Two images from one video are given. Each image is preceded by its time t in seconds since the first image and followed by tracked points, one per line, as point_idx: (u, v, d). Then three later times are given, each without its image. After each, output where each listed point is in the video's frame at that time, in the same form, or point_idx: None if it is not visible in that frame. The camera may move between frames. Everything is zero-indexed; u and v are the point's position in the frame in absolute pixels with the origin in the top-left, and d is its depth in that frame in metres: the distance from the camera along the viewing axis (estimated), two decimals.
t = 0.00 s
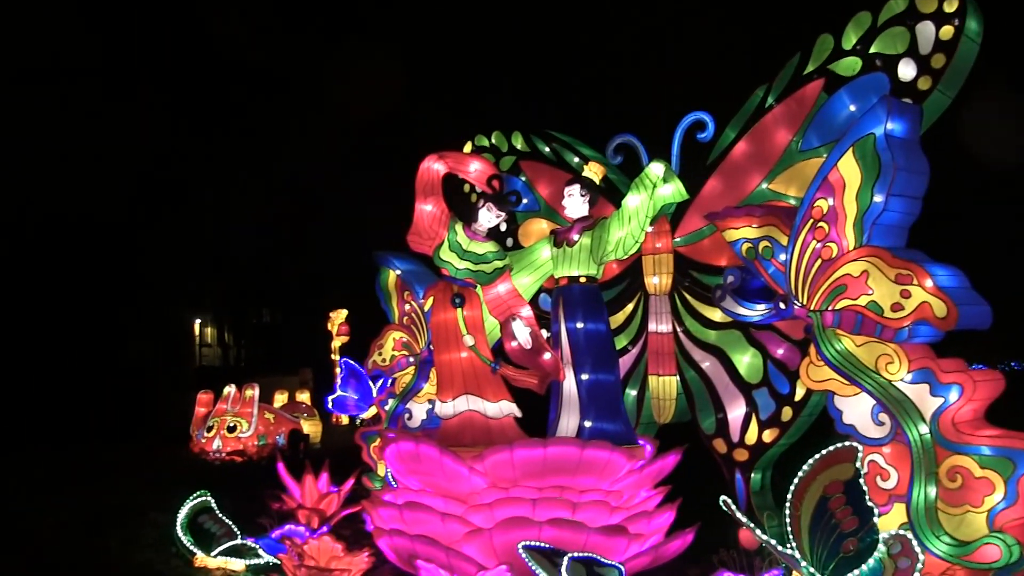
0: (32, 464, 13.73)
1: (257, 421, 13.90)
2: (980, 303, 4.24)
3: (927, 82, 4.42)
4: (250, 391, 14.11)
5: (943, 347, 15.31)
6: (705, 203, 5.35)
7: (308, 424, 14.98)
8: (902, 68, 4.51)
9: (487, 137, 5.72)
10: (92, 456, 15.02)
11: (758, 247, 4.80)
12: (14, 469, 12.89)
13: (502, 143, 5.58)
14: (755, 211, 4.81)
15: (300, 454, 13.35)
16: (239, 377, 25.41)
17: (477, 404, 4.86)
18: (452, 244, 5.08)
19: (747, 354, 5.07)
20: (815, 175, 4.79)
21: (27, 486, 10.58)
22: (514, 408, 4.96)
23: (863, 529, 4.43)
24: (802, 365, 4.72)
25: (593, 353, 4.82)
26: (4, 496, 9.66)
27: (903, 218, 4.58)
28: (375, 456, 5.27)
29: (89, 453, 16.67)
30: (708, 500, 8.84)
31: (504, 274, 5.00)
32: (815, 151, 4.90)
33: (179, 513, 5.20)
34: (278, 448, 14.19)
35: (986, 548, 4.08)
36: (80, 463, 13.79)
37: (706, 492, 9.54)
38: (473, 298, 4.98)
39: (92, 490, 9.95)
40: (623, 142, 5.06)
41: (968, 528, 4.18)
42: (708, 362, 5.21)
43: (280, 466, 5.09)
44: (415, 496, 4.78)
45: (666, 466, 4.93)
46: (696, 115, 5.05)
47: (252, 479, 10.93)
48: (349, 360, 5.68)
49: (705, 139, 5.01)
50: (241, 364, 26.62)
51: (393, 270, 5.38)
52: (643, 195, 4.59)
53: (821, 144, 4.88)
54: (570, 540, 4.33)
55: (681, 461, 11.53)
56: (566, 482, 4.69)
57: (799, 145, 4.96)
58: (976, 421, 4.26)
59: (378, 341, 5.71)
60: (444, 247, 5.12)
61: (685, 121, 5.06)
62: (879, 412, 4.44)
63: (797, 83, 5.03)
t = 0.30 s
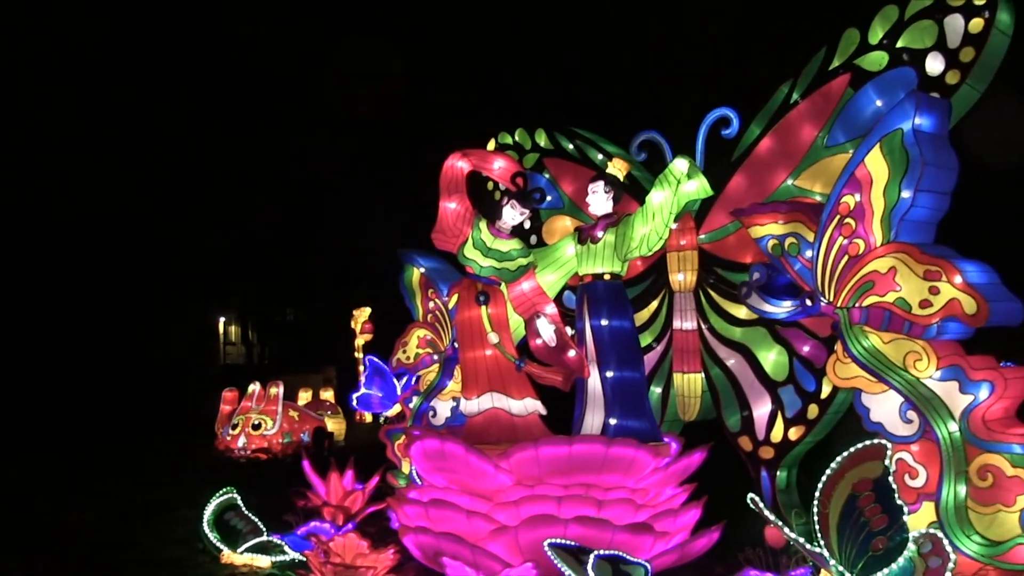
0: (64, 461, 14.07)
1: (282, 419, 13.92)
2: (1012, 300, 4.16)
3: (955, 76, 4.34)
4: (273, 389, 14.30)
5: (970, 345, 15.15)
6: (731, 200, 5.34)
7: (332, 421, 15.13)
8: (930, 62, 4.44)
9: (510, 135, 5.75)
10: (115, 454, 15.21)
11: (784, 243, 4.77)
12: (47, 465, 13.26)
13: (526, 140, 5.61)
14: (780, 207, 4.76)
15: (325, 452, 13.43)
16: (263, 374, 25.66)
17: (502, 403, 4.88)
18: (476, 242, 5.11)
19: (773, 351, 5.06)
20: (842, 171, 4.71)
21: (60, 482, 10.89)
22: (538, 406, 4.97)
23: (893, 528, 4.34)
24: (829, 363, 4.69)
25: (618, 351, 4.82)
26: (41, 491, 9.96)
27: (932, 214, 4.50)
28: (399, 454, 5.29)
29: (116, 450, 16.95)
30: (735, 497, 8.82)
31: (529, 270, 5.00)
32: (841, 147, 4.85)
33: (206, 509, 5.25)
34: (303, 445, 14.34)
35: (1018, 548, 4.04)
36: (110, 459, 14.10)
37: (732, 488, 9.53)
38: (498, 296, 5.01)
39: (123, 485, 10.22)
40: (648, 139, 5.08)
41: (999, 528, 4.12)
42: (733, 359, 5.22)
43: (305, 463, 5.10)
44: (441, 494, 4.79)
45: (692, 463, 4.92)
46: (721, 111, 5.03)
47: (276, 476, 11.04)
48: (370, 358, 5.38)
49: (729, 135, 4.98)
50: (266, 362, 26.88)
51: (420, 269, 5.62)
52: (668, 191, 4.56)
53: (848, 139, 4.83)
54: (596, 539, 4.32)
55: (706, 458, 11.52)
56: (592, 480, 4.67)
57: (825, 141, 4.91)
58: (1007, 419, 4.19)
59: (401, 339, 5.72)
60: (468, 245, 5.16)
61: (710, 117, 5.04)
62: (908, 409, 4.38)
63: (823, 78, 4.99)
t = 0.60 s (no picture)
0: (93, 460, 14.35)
1: (306, 419, 14.13)
2: None
3: (985, 67, 4.23)
4: (297, 388, 14.41)
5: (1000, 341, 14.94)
6: (756, 196, 5.30)
7: (357, 420, 15.20)
8: (959, 54, 4.34)
9: (534, 133, 5.81)
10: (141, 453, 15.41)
11: (811, 239, 4.74)
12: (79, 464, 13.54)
13: (549, 138, 5.68)
14: (806, 203, 4.74)
15: (350, 450, 13.46)
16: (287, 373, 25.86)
17: (527, 400, 4.90)
18: (500, 241, 5.17)
19: (799, 349, 5.03)
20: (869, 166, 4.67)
21: (91, 480, 11.12)
22: (564, 403, 4.98)
23: (924, 527, 4.30)
24: (857, 360, 4.66)
25: (643, 348, 4.80)
26: (72, 489, 10.20)
27: (961, 209, 4.43)
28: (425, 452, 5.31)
29: (141, 449, 17.15)
30: (764, 496, 8.77)
31: (551, 269, 4.98)
32: (867, 142, 4.82)
33: (234, 507, 5.28)
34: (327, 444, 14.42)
35: None
36: (139, 458, 14.36)
37: (761, 487, 9.47)
38: (522, 295, 5.00)
39: (152, 483, 10.42)
40: (671, 136, 5.10)
41: None
42: (759, 357, 5.20)
43: (331, 463, 5.11)
44: (468, 492, 4.81)
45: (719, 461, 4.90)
46: (745, 107, 5.00)
47: (302, 475, 11.13)
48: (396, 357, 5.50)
49: (754, 131, 4.96)
50: (290, 361, 27.09)
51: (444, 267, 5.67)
52: (691, 187, 4.53)
53: (874, 134, 4.79)
54: (622, 536, 4.31)
55: (734, 456, 11.46)
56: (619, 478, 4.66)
57: (851, 136, 4.89)
58: None
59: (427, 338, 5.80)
60: (492, 243, 5.22)
61: (734, 113, 5.02)
62: (937, 407, 4.34)
63: (849, 72, 4.91)
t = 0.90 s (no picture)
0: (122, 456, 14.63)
1: (332, 417, 14.20)
2: None
3: (1019, 64, 4.15)
4: (323, 386, 14.50)
5: None
6: (783, 195, 5.28)
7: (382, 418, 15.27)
8: (991, 51, 4.25)
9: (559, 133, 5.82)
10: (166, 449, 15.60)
11: (839, 238, 4.72)
12: (107, 461, 13.82)
13: (575, 137, 5.68)
14: (835, 203, 4.69)
15: (373, 449, 13.54)
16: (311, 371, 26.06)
17: (552, 399, 4.92)
18: (526, 241, 5.16)
19: (826, 349, 5.00)
20: (899, 164, 4.61)
21: (119, 477, 11.37)
22: (589, 403, 4.96)
23: (956, 530, 4.29)
24: (886, 360, 4.62)
25: (668, 347, 4.78)
26: (100, 485, 10.37)
27: (994, 207, 4.37)
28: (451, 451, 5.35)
29: (166, 446, 17.36)
30: (793, 496, 8.72)
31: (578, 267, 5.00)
32: (896, 140, 4.76)
33: (261, 507, 5.32)
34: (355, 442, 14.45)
35: None
36: (167, 455, 14.61)
37: (791, 487, 9.42)
38: (548, 294, 5.03)
39: (179, 479, 10.62)
40: (698, 134, 5.07)
41: None
42: (786, 356, 5.14)
43: (357, 461, 5.11)
44: (494, 491, 4.82)
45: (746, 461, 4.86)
46: (773, 105, 4.97)
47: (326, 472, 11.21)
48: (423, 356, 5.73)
49: (781, 130, 4.93)
50: (313, 359, 27.33)
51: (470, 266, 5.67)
52: (714, 184, 4.49)
53: (903, 132, 4.72)
54: (648, 536, 4.31)
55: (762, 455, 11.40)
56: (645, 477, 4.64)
57: (879, 135, 4.83)
58: None
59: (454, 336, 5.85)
60: (518, 244, 5.22)
61: (761, 112, 4.99)
62: (968, 408, 4.29)
63: (877, 70, 4.86)
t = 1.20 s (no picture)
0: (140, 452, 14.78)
1: (352, 414, 14.25)
2: None
3: None
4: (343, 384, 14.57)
5: None
6: (805, 196, 5.27)
7: (401, 416, 15.32)
8: (1016, 53, 4.24)
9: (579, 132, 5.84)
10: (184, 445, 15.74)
11: (861, 241, 4.71)
12: (127, 456, 13.97)
13: (597, 138, 5.72)
14: (857, 204, 4.71)
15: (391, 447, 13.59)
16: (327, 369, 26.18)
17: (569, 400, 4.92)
18: (545, 241, 5.21)
19: (847, 351, 5.01)
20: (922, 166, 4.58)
21: (140, 472, 11.49)
22: (607, 403, 4.96)
23: (978, 534, 4.17)
24: (906, 363, 4.60)
25: (687, 348, 4.77)
26: (121, 481, 10.48)
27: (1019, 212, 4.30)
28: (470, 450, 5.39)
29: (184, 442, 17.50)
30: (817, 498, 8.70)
31: (597, 268, 5.03)
32: (919, 142, 4.74)
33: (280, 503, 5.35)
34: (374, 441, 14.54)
35: None
36: (186, 451, 14.75)
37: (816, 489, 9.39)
38: (568, 294, 5.09)
39: (197, 476, 10.75)
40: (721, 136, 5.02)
41: None
42: (806, 359, 5.19)
43: (375, 460, 5.13)
44: (513, 490, 4.83)
45: (766, 463, 4.87)
46: (795, 107, 4.96)
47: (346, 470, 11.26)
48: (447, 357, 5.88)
49: (803, 132, 4.92)
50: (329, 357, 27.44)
51: (490, 266, 5.73)
52: (731, 183, 4.48)
53: (926, 135, 4.71)
54: (666, 537, 4.30)
55: (785, 456, 11.36)
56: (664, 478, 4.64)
57: (902, 137, 4.81)
58: None
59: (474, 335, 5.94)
60: (538, 244, 5.26)
61: (783, 113, 4.98)
62: (990, 412, 4.27)
63: (901, 72, 4.81)
